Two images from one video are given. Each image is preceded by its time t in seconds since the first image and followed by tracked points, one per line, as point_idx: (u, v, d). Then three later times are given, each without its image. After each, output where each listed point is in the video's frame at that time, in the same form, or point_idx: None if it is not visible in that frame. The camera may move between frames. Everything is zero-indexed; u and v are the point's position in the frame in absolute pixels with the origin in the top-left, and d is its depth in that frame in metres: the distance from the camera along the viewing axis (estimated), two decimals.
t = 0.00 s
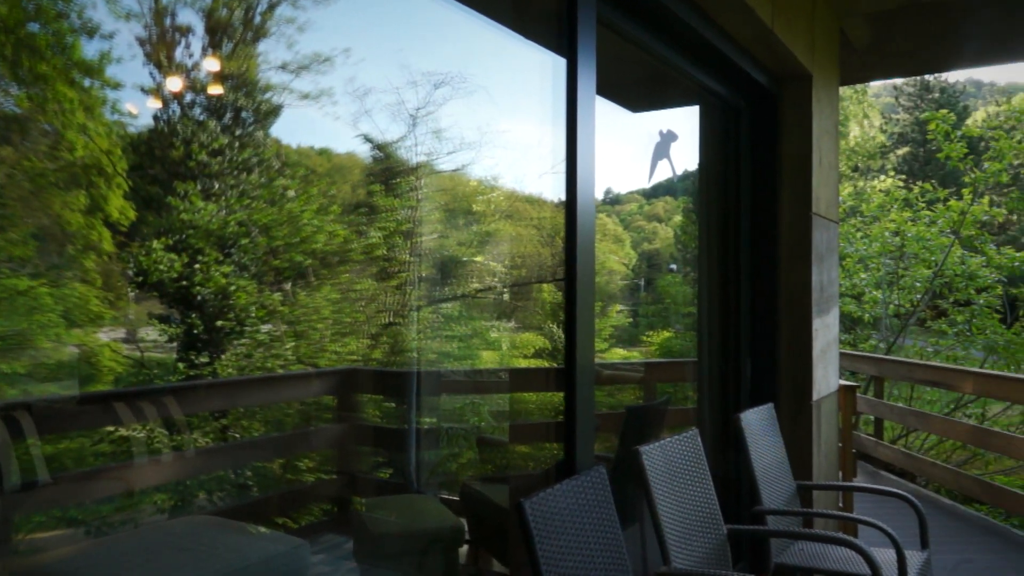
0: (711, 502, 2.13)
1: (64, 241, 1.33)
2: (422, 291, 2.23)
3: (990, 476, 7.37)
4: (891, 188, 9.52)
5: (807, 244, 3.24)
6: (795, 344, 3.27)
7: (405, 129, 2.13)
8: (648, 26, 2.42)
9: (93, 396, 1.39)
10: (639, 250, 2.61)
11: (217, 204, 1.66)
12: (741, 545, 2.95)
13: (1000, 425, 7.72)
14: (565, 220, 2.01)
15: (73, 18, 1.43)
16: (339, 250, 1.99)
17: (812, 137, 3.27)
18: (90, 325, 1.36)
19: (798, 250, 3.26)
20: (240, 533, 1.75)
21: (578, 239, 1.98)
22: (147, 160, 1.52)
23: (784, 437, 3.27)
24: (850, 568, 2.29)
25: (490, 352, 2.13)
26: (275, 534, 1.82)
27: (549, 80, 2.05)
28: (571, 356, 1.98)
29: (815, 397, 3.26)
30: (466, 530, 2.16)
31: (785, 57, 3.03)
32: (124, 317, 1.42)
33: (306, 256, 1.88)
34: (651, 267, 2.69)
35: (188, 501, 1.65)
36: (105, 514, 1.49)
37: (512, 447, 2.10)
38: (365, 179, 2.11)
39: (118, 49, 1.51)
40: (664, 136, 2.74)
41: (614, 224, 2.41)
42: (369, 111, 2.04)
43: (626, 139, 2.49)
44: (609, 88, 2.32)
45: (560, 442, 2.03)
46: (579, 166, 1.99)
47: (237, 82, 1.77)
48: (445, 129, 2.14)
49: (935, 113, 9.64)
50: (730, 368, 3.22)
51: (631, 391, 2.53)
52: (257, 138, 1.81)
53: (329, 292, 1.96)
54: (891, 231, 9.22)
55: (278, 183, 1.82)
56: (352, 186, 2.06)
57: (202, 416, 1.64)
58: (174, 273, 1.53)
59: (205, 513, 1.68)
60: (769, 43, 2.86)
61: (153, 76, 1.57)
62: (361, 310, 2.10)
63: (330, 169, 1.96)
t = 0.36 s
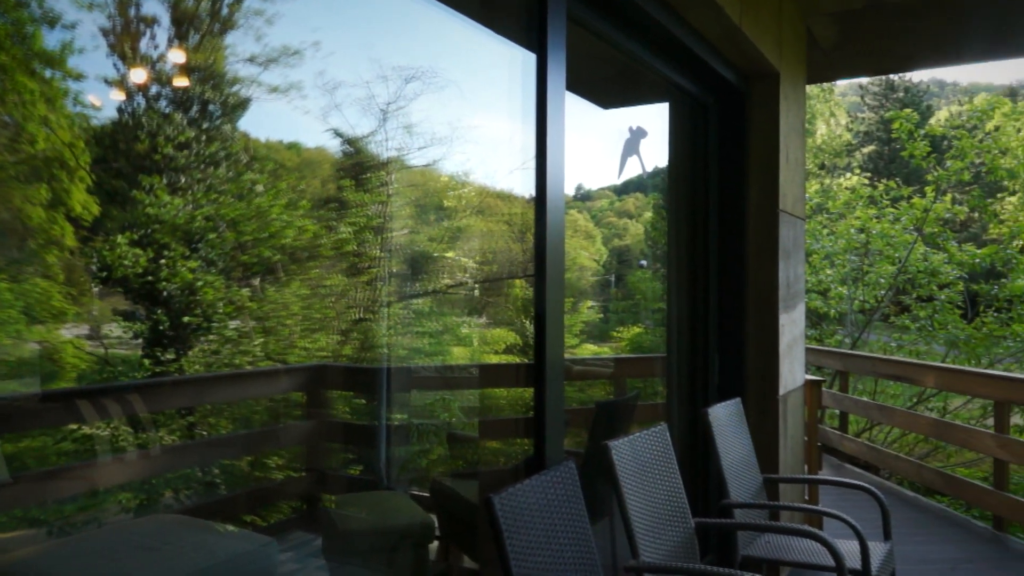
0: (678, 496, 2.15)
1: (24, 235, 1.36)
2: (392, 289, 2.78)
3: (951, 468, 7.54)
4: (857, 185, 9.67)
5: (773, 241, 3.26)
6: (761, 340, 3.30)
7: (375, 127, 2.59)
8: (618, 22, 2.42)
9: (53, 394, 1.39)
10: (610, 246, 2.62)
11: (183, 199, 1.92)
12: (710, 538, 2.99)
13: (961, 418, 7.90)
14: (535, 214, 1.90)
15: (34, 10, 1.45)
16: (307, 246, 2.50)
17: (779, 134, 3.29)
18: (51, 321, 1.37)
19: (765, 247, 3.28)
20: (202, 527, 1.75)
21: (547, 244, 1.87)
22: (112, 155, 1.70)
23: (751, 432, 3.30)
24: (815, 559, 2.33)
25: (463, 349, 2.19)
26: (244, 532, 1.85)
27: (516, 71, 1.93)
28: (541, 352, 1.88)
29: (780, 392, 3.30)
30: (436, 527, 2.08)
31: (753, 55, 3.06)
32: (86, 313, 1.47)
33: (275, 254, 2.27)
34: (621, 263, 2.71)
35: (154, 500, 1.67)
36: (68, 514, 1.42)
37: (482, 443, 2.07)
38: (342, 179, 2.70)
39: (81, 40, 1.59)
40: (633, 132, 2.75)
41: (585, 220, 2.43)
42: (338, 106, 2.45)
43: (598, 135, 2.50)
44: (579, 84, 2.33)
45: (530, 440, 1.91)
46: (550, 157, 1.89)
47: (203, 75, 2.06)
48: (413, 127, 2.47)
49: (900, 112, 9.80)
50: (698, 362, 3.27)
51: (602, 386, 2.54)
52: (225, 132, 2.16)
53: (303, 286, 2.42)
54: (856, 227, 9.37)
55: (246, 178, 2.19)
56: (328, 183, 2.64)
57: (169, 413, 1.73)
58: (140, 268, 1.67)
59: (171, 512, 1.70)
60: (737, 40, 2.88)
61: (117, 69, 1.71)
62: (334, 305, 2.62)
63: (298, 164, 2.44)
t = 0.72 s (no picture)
0: (647, 492, 2.17)
1: None
2: (362, 286, 2.25)
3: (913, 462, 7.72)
4: (823, 184, 9.82)
5: (742, 239, 3.30)
6: (729, 337, 3.33)
7: (345, 122, 2.05)
8: (588, 20, 2.43)
9: (15, 392, 1.11)
10: (580, 244, 2.63)
11: (149, 193, 1.38)
12: (677, 533, 3.02)
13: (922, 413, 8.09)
14: (506, 213, 1.96)
15: None
16: (276, 242, 1.85)
17: (747, 134, 3.33)
18: (11, 317, 1.10)
19: (733, 245, 3.32)
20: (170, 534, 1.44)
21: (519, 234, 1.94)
22: (74, 149, 1.22)
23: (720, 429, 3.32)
24: (780, 553, 2.36)
25: (432, 345, 2.07)
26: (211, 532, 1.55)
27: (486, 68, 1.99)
28: (511, 349, 1.94)
29: (748, 388, 3.34)
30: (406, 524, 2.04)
31: (722, 55, 3.10)
32: (51, 310, 1.16)
33: (243, 247, 1.68)
34: (591, 260, 2.72)
35: (119, 500, 1.32)
36: (29, 516, 1.14)
37: (453, 440, 2.04)
38: (307, 173, 2.02)
39: (40, 31, 1.17)
40: (603, 130, 2.76)
41: (556, 218, 2.43)
42: (308, 100, 1.88)
43: (568, 132, 2.50)
44: (548, 82, 2.33)
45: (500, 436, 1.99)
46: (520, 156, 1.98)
47: (170, 69, 1.45)
48: (385, 121, 2.09)
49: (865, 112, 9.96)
50: (667, 359, 3.29)
51: (572, 383, 2.55)
52: (192, 127, 1.52)
53: (268, 283, 1.80)
54: (822, 226, 9.51)
55: (214, 174, 1.57)
56: (293, 178, 1.93)
57: (134, 412, 1.34)
58: (103, 263, 1.27)
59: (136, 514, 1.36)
60: (705, 40, 2.90)
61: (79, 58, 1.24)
62: (302, 303, 1.99)
63: (268, 162, 1.76)
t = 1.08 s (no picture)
0: (615, 488, 2.18)
1: None
2: (331, 284, 1.90)
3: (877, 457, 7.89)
4: (789, 183, 9.96)
5: (709, 236, 3.32)
6: (696, 334, 3.37)
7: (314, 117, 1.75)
8: (557, 18, 2.44)
9: None
10: (550, 241, 2.63)
11: (112, 190, 1.20)
12: (646, 529, 3.04)
13: (885, 408, 8.26)
14: (473, 207, 2.00)
15: None
16: (244, 238, 1.56)
17: (714, 133, 3.36)
18: None
19: (700, 243, 3.35)
20: (136, 539, 1.27)
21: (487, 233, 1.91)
22: (35, 141, 1.08)
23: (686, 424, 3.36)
24: (747, 547, 2.38)
25: (401, 342, 1.97)
26: (176, 534, 1.36)
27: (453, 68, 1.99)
28: (480, 348, 1.97)
29: (716, 384, 3.37)
30: (374, 524, 1.91)
31: (690, 55, 3.13)
32: (6, 308, 1.04)
33: (209, 244, 1.44)
34: (561, 258, 2.72)
35: (80, 503, 1.16)
36: None
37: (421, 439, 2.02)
38: (275, 171, 1.68)
39: None
40: (572, 128, 2.77)
41: (526, 216, 2.43)
42: (275, 95, 1.61)
43: (537, 130, 2.50)
44: (517, 80, 2.33)
45: (469, 433, 2.01)
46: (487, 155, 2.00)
47: (134, 63, 1.24)
48: (354, 117, 1.85)
49: (830, 112, 10.11)
50: (636, 356, 3.31)
51: (541, 380, 2.54)
52: (156, 123, 1.30)
53: (236, 280, 1.52)
54: (788, 224, 9.63)
55: (180, 170, 1.34)
56: (261, 176, 1.62)
57: (98, 413, 1.18)
58: (65, 262, 1.12)
59: (99, 516, 1.19)
60: (672, 38, 2.92)
61: (40, 52, 1.09)
62: (269, 301, 1.67)
63: (234, 154, 1.49)
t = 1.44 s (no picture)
0: (584, 486, 2.19)
1: None
2: (300, 281, 1.74)
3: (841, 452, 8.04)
4: (755, 182, 10.08)
5: (677, 234, 3.35)
6: (664, 332, 3.40)
7: (283, 113, 1.65)
8: (526, 16, 2.44)
9: None
10: (521, 239, 2.64)
11: (73, 185, 1.17)
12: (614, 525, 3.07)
13: (849, 404, 8.41)
14: (439, 203, 2.01)
15: None
16: (210, 234, 1.46)
17: (682, 132, 3.39)
18: None
19: (669, 240, 3.37)
20: (97, 540, 1.22)
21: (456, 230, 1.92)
22: None
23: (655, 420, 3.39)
24: (713, 542, 2.41)
25: (370, 340, 1.93)
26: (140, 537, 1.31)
27: (422, 70, 2.00)
28: (447, 346, 1.98)
29: (683, 381, 3.41)
30: (343, 523, 1.86)
31: (658, 56, 3.16)
32: None
33: (175, 242, 1.37)
34: (531, 256, 2.73)
35: (41, 505, 1.12)
36: None
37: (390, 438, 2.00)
38: (241, 166, 1.55)
39: None
40: (541, 127, 2.77)
41: (496, 214, 2.44)
42: (242, 91, 1.52)
43: (507, 128, 2.51)
44: (486, 78, 2.34)
45: (437, 430, 2.01)
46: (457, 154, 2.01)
47: (97, 55, 1.21)
48: (323, 113, 1.76)
49: (795, 112, 10.26)
50: (604, 354, 3.33)
51: (510, 378, 2.55)
52: (120, 117, 1.25)
53: (201, 278, 1.43)
54: (754, 223, 9.75)
55: (145, 165, 1.29)
56: (227, 172, 1.51)
57: (58, 413, 1.14)
58: (23, 258, 1.10)
59: (61, 519, 1.15)
60: (641, 38, 2.94)
61: None
62: (235, 299, 1.55)
63: (200, 151, 1.42)
